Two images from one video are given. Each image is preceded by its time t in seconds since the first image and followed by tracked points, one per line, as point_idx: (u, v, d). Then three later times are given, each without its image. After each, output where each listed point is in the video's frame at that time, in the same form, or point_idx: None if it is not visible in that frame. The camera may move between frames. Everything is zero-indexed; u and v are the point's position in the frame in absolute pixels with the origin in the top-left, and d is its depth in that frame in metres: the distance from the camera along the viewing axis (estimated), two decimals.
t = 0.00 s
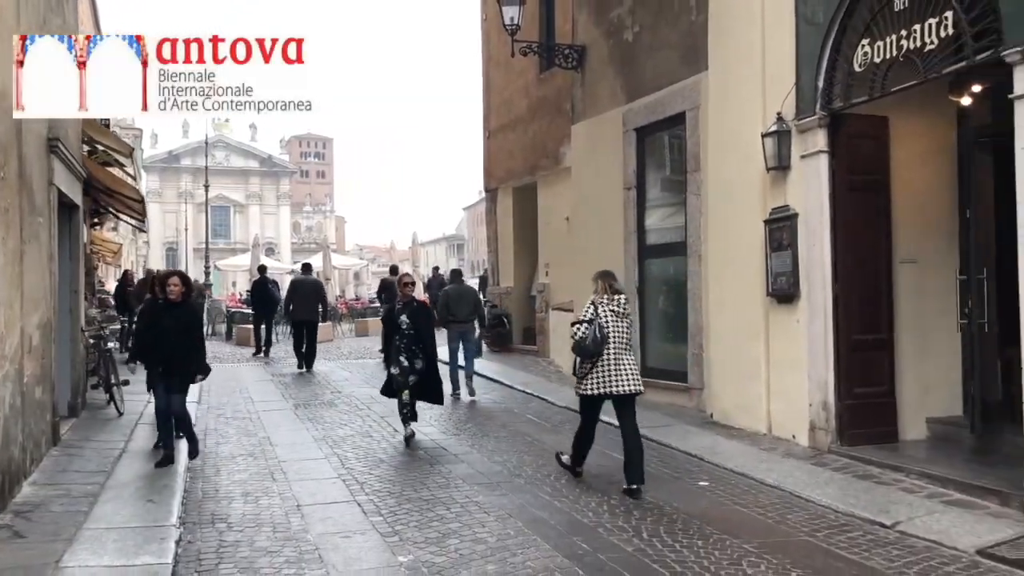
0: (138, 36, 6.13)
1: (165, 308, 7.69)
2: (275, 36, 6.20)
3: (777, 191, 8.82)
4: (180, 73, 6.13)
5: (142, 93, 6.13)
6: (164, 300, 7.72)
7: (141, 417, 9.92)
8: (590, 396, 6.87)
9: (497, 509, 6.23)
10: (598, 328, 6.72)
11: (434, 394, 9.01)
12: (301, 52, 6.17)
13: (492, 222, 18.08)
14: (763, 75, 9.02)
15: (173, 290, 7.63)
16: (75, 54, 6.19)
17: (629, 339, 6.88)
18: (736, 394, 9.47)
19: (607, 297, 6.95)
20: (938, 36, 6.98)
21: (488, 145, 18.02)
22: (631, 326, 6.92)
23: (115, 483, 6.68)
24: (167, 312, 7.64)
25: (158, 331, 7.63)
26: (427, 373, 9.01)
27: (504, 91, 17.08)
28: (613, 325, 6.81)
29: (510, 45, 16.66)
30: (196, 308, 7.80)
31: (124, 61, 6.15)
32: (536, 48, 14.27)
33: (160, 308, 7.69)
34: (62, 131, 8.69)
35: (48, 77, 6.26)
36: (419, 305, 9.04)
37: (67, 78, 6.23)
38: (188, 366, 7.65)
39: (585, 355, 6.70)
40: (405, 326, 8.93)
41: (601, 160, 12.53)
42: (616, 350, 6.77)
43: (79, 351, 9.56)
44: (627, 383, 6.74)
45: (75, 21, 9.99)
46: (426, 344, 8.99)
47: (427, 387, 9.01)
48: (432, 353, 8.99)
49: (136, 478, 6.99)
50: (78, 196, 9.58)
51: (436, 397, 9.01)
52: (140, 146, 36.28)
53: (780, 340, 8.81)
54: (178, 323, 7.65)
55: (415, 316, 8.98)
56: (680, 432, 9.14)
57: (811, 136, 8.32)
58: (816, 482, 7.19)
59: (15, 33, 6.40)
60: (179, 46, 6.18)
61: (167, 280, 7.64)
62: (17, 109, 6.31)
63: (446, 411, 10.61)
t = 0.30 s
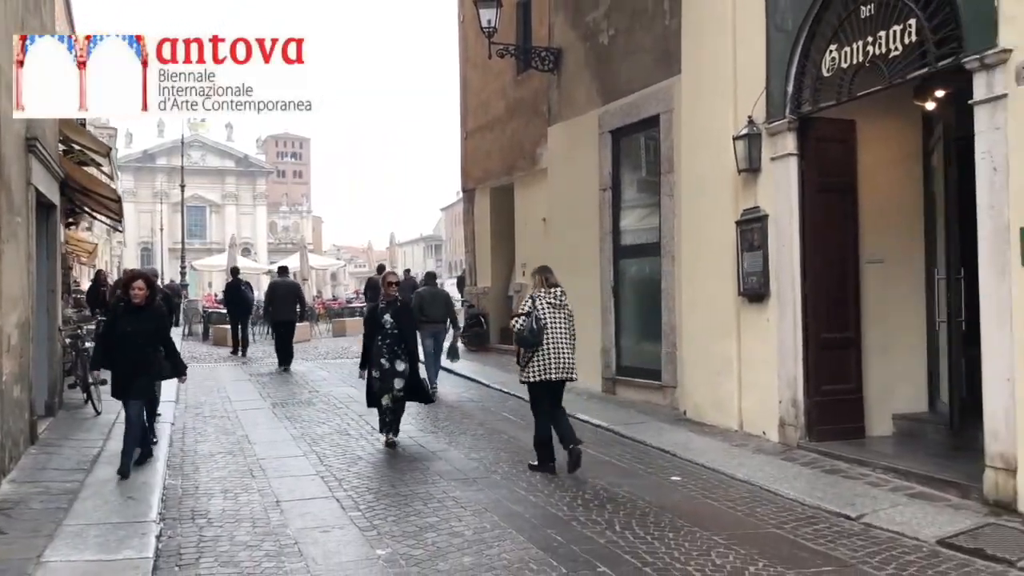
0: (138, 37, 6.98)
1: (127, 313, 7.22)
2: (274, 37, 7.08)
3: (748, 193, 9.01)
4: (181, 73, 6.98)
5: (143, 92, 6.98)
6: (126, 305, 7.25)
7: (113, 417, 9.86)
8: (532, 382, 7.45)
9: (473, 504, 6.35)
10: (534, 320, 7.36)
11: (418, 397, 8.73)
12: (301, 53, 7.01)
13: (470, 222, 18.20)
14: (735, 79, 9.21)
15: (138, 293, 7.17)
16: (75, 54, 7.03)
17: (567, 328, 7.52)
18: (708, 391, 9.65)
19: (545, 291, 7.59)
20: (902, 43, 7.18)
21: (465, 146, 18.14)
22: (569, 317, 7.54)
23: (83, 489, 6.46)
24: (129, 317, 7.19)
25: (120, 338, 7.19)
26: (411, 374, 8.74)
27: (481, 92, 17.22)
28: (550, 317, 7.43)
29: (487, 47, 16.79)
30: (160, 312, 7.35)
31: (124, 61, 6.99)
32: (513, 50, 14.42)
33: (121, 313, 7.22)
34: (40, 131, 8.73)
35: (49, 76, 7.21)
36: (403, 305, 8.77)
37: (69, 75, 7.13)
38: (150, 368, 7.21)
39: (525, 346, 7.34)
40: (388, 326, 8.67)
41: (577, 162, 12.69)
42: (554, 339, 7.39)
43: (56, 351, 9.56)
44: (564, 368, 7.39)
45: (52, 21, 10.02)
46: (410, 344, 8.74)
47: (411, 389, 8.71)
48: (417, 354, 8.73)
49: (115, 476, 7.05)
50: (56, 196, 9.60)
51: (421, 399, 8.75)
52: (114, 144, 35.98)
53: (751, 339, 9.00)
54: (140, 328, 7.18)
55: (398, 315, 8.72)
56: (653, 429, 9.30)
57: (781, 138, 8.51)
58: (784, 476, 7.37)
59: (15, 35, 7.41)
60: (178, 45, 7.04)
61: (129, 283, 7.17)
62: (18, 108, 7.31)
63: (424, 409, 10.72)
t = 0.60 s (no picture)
0: (138, 37, 7.28)
1: (104, 311, 7.18)
2: (274, 37, 7.41)
3: (732, 196, 9.16)
4: (181, 73, 7.28)
5: (143, 92, 7.25)
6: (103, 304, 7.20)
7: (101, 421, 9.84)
8: (493, 381, 7.83)
9: (461, 502, 6.46)
10: (492, 321, 7.84)
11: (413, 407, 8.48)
12: (300, 53, 7.34)
13: (456, 224, 18.30)
14: (719, 83, 9.36)
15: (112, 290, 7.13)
16: (75, 54, 7.22)
17: (524, 330, 7.99)
18: (693, 391, 9.79)
19: (505, 294, 8.06)
20: (882, 50, 7.34)
21: (452, 147, 18.26)
22: (527, 318, 8.00)
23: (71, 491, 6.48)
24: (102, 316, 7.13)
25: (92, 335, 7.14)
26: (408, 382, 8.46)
27: (468, 94, 17.34)
28: (508, 318, 7.91)
29: (475, 49, 16.90)
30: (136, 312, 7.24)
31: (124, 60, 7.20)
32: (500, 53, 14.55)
33: (97, 311, 7.18)
34: (29, 132, 8.79)
35: (49, 76, 7.45)
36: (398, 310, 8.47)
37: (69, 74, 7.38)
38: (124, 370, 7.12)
39: (484, 346, 7.83)
40: (383, 333, 8.36)
41: (563, 164, 12.82)
42: (511, 340, 7.85)
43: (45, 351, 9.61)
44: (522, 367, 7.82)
45: (41, 22, 10.07)
46: (406, 351, 8.45)
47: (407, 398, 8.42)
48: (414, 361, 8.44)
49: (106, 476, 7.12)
50: (45, 196, 9.66)
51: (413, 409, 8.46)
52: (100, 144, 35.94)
53: (735, 340, 9.14)
54: (114, 326, 7.11)
55: (393, 322, 8.41)
56: (638, 429, 9.43)
57: (764, 143, 8.65)
58: (766, 475, 7.52)
59: (16, 37, 7.72)
60: (179, 46, 7.37)
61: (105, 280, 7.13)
62: (19, 111, 7.57)
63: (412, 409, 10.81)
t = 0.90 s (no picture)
0: (139, 39, 7.77)
1: (81, 314, 6.84)
2: (274, 39, 7.91)
3: (720, 197, 9.30)
4: (181, 73, 7.79)
5: (145, 92, 7.79)
6: (80, 308, 6.86)
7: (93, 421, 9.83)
8: (457, 369, 8.35)
9: (455, 498, 6.56)
10: (465, 312, 8.34)
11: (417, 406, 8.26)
12: (299, 54, 7.89)
13: (447, 224, 18.40)
14: (708, 86, 9.50)
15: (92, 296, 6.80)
16: (75, 54, 7.62)
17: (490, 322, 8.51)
18: (682, 390, 9.93)
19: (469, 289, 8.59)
20: (868, 55, 7.49)
21: (443, 148, 18.36)
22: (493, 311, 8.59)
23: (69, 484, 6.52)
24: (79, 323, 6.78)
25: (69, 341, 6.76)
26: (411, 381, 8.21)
27: (458, 95, 17.45)
28: (477, 310, 8.43)
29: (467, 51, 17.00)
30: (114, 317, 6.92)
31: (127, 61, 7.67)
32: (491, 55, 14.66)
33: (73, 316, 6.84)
34: (25, 132, 8.85)
35: (49, 75, 7.77)
36: (403, 307, 8.18)
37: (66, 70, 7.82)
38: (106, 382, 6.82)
39: (454, 335, 8.29)
40: (388, 331, 8.08)
41: (554, 165, 12.94)
42: (480, 331, 8.36)
43: (38, 350, 9.63)
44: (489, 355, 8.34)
45: (35, 23, 10.13)
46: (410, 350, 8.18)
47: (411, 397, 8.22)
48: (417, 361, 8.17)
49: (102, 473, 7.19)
50: (39, 195, 9.72)
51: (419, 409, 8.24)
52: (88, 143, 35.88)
53: (723, 339, 9.28)
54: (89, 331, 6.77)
55: (398, 319, 8.12)
56: (628, 427, 9.56)
57: (752, 145, 8.80)
58: (754, 471, 7.65)
59: (14, 35, 7.91)
60: (178, 46, 7.90)
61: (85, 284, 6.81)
62: (20, 110, 7.82)
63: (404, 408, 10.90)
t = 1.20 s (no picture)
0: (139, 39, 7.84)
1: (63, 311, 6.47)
2: (273, 38, 7.95)
3: (709, 199, 9.44)
4: (181, 73, 7.89)
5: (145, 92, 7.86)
6: (62, 303, 6.48)
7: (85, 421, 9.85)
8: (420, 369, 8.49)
9: (450, 494, 6.67)
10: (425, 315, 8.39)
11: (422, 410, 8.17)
12: (299, 53, 7.97)
13: (437, 224, 18.48)
14: (697, 88, 9.65)
15: (81, 293, 6.45)
16: (75, 54, 7.54)
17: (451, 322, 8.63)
18: (671, 388, 10.07)
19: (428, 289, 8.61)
20: (854, 59, 7.64)
21: (433, 148, 18.43)
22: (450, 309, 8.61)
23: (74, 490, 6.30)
24: (63, 318, 6.41)
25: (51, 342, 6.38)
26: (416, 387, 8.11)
27: (449, 96, 17.53)
28: (439, 312, 8.47)
29: (458, 52, 17.09)
30: (101, 317, 6.60)
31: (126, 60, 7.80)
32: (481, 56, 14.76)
33: (55, 312, 6.47)
34: (19, 132, 8.89)
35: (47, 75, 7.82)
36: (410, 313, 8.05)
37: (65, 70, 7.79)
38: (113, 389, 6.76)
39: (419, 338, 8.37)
40: (395, 336, 7.94)
41: (544, 166, 13.05)
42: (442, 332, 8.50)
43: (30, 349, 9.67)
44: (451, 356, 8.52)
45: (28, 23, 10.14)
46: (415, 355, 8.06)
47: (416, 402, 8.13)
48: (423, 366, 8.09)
49: (98, 471, 7.25)
50: (32, 195, 9.75)
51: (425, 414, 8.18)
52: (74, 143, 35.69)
53: (712, 337, 9.42)
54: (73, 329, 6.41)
55: (405, 324, 7.98)
56: (618, 424, 9.69)
57: (741, 147, 8.94)
58: (742, 468, 7.79)
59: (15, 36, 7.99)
60: (178, 46, 7.95)
61: (74, 280, 6.44)
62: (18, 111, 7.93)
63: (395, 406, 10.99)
